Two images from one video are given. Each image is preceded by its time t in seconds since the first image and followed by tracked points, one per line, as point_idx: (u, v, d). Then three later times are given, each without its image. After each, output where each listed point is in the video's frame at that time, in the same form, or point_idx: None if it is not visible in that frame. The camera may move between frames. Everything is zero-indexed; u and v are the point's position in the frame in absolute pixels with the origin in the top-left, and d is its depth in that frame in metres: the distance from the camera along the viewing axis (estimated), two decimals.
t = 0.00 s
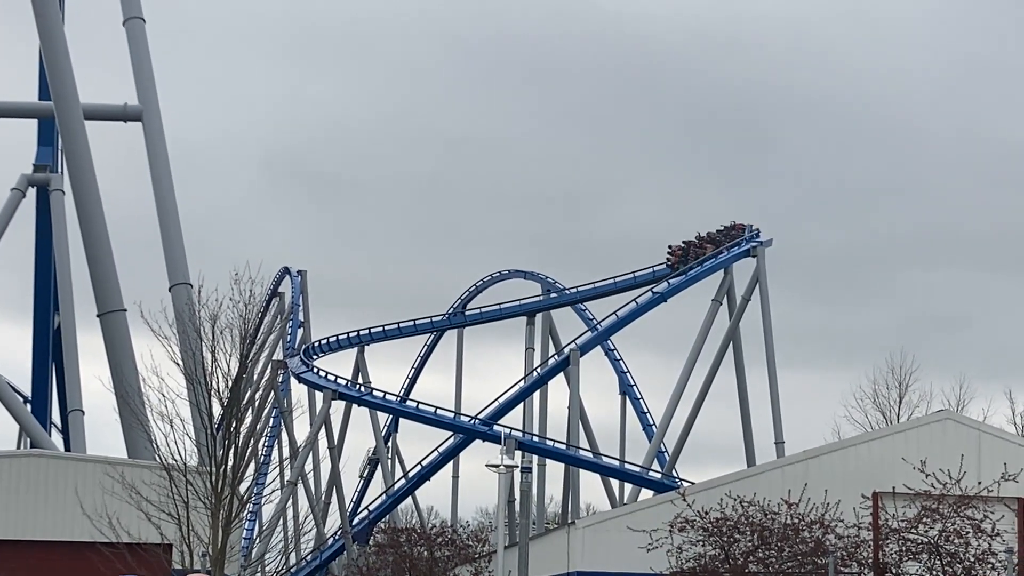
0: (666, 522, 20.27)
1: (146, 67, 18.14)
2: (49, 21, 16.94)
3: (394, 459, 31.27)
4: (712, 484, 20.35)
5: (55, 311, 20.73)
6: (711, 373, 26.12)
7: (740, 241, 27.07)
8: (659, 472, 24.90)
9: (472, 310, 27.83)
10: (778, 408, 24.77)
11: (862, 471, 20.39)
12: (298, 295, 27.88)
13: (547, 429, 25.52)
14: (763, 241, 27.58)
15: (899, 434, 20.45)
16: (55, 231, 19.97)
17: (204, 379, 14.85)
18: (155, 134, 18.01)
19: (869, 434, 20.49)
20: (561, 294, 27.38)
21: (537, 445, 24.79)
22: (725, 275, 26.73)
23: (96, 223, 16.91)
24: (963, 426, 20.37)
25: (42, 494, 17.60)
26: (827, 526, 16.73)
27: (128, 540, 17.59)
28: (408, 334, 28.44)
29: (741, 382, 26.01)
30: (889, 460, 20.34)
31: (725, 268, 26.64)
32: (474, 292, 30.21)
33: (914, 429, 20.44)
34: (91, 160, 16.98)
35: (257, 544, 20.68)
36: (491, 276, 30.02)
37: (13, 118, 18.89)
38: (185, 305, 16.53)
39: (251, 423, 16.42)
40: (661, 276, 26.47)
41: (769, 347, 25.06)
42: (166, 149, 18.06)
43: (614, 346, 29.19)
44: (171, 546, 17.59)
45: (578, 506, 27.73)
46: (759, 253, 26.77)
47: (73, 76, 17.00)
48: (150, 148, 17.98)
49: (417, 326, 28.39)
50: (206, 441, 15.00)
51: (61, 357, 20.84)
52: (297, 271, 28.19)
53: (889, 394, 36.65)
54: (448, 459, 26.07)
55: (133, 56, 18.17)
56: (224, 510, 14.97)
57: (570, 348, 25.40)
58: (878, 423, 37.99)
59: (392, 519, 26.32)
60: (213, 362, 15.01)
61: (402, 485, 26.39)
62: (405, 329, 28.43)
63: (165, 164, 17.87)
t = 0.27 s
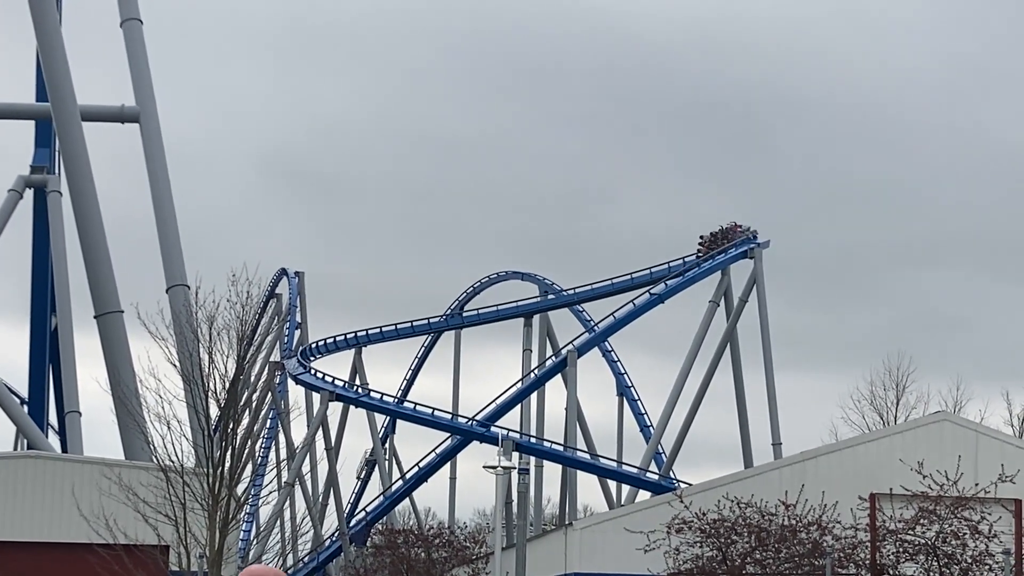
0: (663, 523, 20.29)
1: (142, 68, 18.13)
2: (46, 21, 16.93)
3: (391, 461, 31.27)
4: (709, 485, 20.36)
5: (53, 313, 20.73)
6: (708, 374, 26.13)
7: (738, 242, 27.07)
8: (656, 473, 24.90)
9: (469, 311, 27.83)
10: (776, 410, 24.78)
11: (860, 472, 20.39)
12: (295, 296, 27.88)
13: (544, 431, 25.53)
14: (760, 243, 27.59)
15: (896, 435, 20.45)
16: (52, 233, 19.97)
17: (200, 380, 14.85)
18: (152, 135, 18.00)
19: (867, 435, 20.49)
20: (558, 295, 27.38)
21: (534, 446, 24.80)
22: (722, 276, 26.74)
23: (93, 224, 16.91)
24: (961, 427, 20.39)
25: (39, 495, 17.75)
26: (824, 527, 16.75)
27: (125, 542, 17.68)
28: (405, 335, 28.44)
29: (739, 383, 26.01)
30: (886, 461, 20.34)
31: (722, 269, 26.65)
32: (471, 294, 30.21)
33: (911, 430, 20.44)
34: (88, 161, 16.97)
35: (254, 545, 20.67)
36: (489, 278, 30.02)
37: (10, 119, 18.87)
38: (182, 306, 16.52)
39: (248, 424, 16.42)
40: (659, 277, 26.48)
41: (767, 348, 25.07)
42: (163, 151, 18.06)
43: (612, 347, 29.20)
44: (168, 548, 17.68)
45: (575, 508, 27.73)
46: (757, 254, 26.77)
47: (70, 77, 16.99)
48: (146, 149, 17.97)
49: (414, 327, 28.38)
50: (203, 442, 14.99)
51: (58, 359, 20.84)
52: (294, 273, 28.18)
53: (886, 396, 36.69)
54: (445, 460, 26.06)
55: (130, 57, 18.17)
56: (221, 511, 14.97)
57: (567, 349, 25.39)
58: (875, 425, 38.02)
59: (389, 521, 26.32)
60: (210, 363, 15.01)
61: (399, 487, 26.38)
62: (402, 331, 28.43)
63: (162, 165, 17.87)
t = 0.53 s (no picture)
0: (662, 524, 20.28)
1: (141, 69, 18.13)
2: (44, 22, 16.92)
3: (390, 461, 31.26)
4: (708, 485, 20.36)
5: (51, 313, 20.72)
6: (707, 375, 26.13)
7: (737, 243, 27.08)
8: (656, 473, 24.90)
9: (468, 311, 27.83)
10: (774, 410, 24.78)
11: (859, 473, 20.38)
12: (294, 296, 27.87)
13: (544, 431, 25.52)
14: (759, 243, 27.60)
15: (895, 435, 20.45)
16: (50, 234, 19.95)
17: (199, 380, 14.85)
18: (151, 135, 17.99)
19: (866, 435, 20.49)
20: (556, 296, 27.39)
21: (534, 446, 24.81)
22: (721, 276, 26.75)
23: (92, 225, 16.91)
24: (959, 428, 20.39)
25: (38, 495, 17.80)
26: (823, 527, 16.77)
27: (124, 542, 17.70)
28: (404, 336, 28.43)
29: (737, 383, 26.02)
30: (885, 461, 20.33)
31: (721, 269, 26.66)
32: (470, 294, 30.21)
33: (910, 431, 20.44)
34: (87, 161, 16.96)
35: (253, 545, 20.65)
36: (487, 278, 30.02)
37: (8, 119, 18.86)
38: (181, 307, 16.51)
39: (246, 425, 16.42)
40: (657, 277, 26.48)
41: (766, 348, 25.08)
42: (162, 151, 18.05)
43: (611, 348, 29.20)
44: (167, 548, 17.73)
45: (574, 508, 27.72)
46: (755, 254, 26.79)
47: (68, 78, 16.99)
48: (145, 149, 17.97)
49: (413, 327, 28.38)
50: (202, 442, 14.99)
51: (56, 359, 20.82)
52: (293, 273, 28.17)
53: (886, 396, 36.69)
54: (444, 460, 26.05)
55: (129, 57, 18.16)
56: (220, 512, 14.97)
57: (566, 349, 25.39)
58: (874, 426, 38.03)
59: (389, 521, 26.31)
60: (209, 363, 15.00)
61: (398, 487, 26.36)
62: (401, 331, 28.42)
63: (160, 165, 17.86)
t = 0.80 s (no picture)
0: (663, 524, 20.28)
1: (142, 69, 18.14)
2: (45, 21, 16.93)
3: (391, 461, 31.27)
4: (709, 485, 20.37)
5: (52, 313, 20.73)
6: (707, 375, 26.13)
7: (737, 243, 27.08)
8: (656, 473, 24.91)
9: (469, 311, 27.84)
10: (775, 409, 24.79)
11: (859, 473, 20.38)
12: (294, 296, 27.88)
13: (544, 431, 25.52)
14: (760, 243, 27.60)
15: (895, 435, 20.46)
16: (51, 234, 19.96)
17: (200, 380, 14.87)
18: (151, 135, 18.00)
19: (866, 435, 20.49)
20: (557, 296, 27.40)
21: (534, 446, 24.82)
22: (721, 276, 26.75)
23: (93, 225, 16.92)
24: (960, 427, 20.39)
25: (39, 495, 17.84)
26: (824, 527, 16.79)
27: (125, 542, 17.73)
28: (404, 336, 28.44)
29: (738, 383, 26.02)
30: (885, 461, 20.34)
31: (721, 269, 26.67)
32: (470, 294, 30.22)
33: (911, 430, 20.44)
34: (87, 161, 16.98)
35: (253, 545, 20.66)
36: (488, 278, 30.03)
37: (9, 119, 18.88)
38: (182, 306, 16.52)
39: (247, 425, 16.43)
40: (657, 277, 26.49)
41: (766, 348, 25.08)
42: (162, 151, 18.07)
43: (611, 348, 29.20)
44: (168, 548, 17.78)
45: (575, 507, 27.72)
46: (756, 254, 26.80)
47: (69, 78, 17.00)
48: (146, 149, 17.98)
49: (413, 327, 28.39)
50: (203, 442, 15.00)
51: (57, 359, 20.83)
52: (293, 273, 28.18)
53: (886, 396, 36.68)
54: (445, 460, 26.06)
55: (129, 57, 18.18)
56: (221, 512, 14.98)
57: (566, 349, 25.39)
58: (875, 426, 38.03)
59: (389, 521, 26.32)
60: (210, 363, 15.02)
61: (399, 487, 26.37)
62: (402, 331, 28.43)
63: (161, 165, 17.88)
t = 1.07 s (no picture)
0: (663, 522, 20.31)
1: (143, 67, 18.14)
2: (46, 20, 16.93)
3: (392, 459, 31.30)
4: (710, 484, 20.40)
5: (54, 312, 20.75)
6: (708, 373, 26.14)
7: (738, 241, 27.08)
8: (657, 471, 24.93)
9: (470, 309, 27.85)
10: (776, 407, 24.79)
11: (860, 471, 20.38)
12: (296, 295, 27.89)
13: (545, 429, 25.54)
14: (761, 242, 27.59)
15: (896, 433, 20.46)
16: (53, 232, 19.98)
17: (201, 379, 14.89)
18: (152, 134, 18.01)
19: (867, 433, 20.49)
20: (558, 294, 27.40)
21: (535, 445, 24.84)
22: (722, 275, 26.75)
23: (94, 224, 16.93)
24: (960, 425, 20.37)
25: (40, 493, 17.91)
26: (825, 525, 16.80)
27: (126, 540, 17.85)
28: (405, 334, 28.45)
29: (739, 381, 26.03)
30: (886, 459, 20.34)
31: (722, 267, 26.66)
32: (471, 292, 30.23)
33: (912, 428, 20.44)
34: (89, 160, 16.99)
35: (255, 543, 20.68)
36: (489, 277, 30.04)
37: (10, 118, 18.89)
38: (183, 305, 16.53)
39: (248, 423, 16.45)
40: (657, 276, 26.50)
41: (767, 346, 25.09)
42: (164, 150, 18.08)
43: (612, 346, 29.21)
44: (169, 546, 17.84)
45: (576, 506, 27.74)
46: (756, 252, 26.79)
47: (70, 76, 17.00)
48: (147, 148, 17.99)
49: (414, 326, 28.41)
50: (204, 441, 15.02)
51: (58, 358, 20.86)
52: (294, 271, 28.19)
53: (888, 394, 36.67)
54: (446, 459, 26.08)
55: (130, 55, 18.18)
56: (222, 510, 15.01)
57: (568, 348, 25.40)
58: (876, 424, 38.04)
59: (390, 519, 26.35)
60: (211, 362, 15.04)
61: (400, 486, 26.40)
62: (403, 329, 28.44)
63: (162, 164, 17.89)
